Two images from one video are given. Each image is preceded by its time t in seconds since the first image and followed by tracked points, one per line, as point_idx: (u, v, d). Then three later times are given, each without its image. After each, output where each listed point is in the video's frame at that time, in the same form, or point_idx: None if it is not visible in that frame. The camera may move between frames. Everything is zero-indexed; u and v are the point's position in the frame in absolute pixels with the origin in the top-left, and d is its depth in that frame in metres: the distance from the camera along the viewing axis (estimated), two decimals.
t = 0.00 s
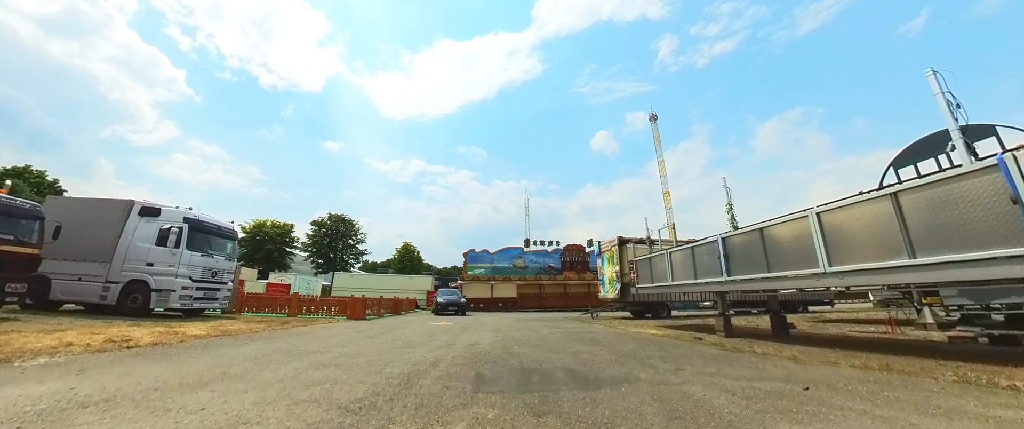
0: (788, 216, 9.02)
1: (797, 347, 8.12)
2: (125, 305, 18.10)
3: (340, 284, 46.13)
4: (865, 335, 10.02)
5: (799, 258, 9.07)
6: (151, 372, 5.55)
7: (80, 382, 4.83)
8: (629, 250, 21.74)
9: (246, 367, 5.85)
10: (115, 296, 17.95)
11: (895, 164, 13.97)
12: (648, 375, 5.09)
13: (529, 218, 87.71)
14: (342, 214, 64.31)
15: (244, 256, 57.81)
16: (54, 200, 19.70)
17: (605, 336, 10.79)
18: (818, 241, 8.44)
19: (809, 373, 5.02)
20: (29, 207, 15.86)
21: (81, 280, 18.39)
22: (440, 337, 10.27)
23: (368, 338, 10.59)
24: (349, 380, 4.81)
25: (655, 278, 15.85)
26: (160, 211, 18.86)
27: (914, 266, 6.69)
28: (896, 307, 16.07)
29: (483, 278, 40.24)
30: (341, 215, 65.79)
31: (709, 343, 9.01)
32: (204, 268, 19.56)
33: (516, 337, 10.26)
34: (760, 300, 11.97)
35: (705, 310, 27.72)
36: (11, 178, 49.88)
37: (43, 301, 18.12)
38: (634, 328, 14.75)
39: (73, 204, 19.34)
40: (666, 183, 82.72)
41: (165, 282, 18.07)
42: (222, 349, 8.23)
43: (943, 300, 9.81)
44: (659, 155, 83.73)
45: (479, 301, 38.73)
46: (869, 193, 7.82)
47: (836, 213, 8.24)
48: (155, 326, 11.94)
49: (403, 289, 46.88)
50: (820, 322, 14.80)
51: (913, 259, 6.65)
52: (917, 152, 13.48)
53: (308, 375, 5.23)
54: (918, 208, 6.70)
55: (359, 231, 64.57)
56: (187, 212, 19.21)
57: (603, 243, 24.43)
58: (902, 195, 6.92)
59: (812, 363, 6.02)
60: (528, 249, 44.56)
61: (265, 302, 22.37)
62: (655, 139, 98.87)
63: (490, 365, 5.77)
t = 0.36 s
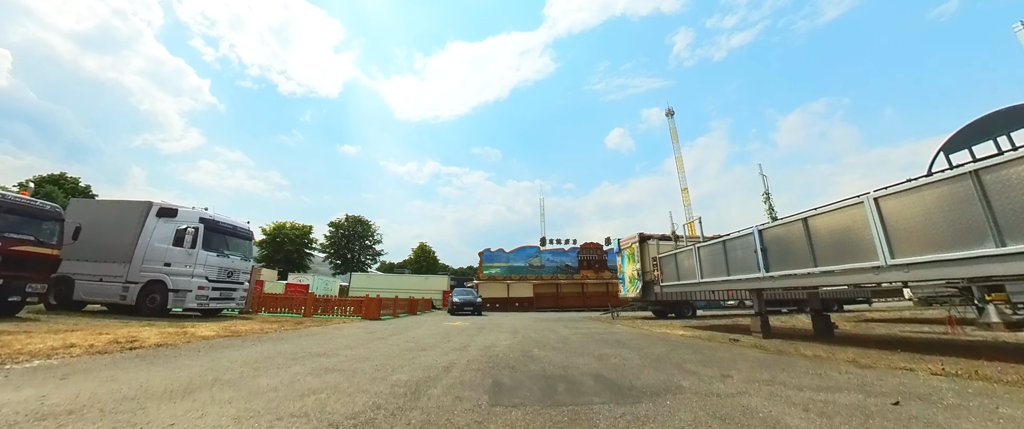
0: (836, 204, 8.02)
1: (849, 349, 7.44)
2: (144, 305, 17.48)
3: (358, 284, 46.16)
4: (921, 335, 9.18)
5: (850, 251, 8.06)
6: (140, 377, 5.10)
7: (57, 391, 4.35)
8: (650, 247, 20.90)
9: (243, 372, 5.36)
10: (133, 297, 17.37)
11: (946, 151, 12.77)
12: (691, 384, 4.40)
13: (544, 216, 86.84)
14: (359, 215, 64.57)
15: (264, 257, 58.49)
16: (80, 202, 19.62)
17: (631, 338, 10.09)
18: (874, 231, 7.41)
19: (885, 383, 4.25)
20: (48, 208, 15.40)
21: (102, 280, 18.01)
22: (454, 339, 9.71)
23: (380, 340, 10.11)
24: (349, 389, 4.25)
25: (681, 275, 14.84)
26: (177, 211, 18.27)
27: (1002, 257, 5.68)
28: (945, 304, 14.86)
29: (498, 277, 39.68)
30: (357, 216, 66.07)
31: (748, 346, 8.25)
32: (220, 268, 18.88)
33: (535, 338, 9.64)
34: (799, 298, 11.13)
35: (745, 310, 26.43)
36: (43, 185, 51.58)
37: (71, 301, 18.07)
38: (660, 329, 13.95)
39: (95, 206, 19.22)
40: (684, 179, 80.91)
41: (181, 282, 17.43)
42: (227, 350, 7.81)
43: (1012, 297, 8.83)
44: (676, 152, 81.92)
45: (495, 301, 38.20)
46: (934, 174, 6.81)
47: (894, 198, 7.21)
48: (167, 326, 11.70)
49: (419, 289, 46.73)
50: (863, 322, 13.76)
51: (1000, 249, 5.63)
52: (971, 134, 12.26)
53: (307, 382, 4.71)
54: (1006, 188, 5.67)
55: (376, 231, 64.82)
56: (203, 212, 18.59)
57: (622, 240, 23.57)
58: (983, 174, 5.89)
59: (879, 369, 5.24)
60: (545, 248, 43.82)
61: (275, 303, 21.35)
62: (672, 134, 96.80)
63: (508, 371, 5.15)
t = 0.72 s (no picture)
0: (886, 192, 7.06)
1: (901, 353, 6.76)
2: (156, 306, 16.64)
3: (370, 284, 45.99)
4: (975, 338, 8.41)
5: (906, 241, 7.04)
6: (118, 381, 4.60)
7: (19, 399, 3.84)
8: (668, 245, 20.08)
9: (232, 377, 4.85)
10: (145, 296, 16.60)
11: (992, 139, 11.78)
12: (740, 398, 3.76)
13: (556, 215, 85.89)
14: (371, 215, 64.60)
15: (279, 257, 58.91)
16: (93, 202, 19.08)
17: (654, 339, 9.45)
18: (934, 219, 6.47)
19: (977, 400, 3.55)
20: (60, 208, 14.89)
21: (114, 280, 17.28)
22: (465, 340, 9.15)
23: (387, 341, 9.60)
24: (343, 400, 3.69)
25: (705, 273, 13.84)
26: (188, 211, 17.29)
27: None
28: (990, 303, 13.86)
29: (510, 277, 39.08)
30: (369, 217, 66.09)
31: (788, 350, 7.55)
32: (231, 268, 17.73)
33: (551, 340, 9.05)
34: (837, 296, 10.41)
35: (772, 310, 25.34)
36: (69, 189, 52.87)
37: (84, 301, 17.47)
38: (681, 330, 13.22)
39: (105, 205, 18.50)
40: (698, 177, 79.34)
41: (192, 282, 16.39)
42: (228, 350, 7.38)
43: None
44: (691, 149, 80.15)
45: (508, 301, 37.66)
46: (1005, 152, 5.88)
47: (956, 181, 6.27)
48: (173, 325, 11.39)
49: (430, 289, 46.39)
50: (902, 322, 12.88)
51: None
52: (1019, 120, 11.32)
53: (299, 390, 4.18)
54: None
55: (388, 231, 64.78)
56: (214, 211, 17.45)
57: (638, 238, 22.80)
58: None
59: (958, 379, 4.53)
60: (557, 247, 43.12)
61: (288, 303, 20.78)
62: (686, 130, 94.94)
63: (525, 379, 4.56)
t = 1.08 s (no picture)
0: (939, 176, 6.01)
1: (957, 359, 6.03)
2: (157, 306, 15.86)
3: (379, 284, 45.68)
4: None
5: (969, 229, 5.93)
6: (72, 392, 4.05)
7: None
8: (682, 242, 19.32)
9: (201, 387, 4.28)
10: (148, 297, 15.79)
11: None
12: (792, 419, 3.10)
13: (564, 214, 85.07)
14: (380, 215, 64.39)
15: (288, 258, 59.08)
16: (96, 202, 18.29)
17: (674, 342, 8.77)
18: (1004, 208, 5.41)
19: None
20: (60, 206, 14.51)
21: (116, 280, 16.49)
22: (470, 343, 8.55)
23: (388, 344, 9.05)
24: (314, 420, 3.10)
25: (725, 272, 12.79)
26: (190, 210, 16.66)
27: None
28: None
29: (519, 277, 38.49)
30: (377, 217, 65.87)
31: (826, 354, 6.84)
32: (233, 268, 16.95)
33: (562, 343, 8.42)
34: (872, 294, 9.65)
35: (791, 310, 24.42)
36: (83, 192, 53.55)
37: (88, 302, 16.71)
38: (700, 331, 12.51)
39: (106, 205, 17.79)
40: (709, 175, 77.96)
41: (193, 283, 15.66)
42: (215, 354, 6.86)
43: None
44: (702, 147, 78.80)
45: (516, 301, 37.07)
46: None
47: None
48: (169, 325, 10.98)
49: (438, 289, 46.03)
50: (937, 323, 12.05)
51: None
52: None
53: (269, 405, 3.60)
54: None
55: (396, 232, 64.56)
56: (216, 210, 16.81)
57: (650, 235, 22.07)
58: None
59: None
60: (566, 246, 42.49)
61: (292, 304, 20.10)
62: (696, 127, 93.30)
63: (533, 392, 3.94)
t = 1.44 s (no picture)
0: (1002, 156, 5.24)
1: (1018, 364, 5.35)
2: (153, 306, 15.10)
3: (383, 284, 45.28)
4: None
5: None
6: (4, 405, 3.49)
7: None
8: (693, 239, 18.67)
9: (155, 399, 3.70)
10: (144, 297, 15.05)
11: None
12: None
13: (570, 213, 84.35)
14: (385, 215, 64.00)
15: (294, 258, 58.96)
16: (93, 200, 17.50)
17: (693, 344, 8.12)
18: None
19: None
20: (50, 204, 14.03)
21: (113, 279, 15.78)
22: (472, 345, 7.96)
23: (384, 346, 8.47)
24: None
25: (743, 270, 11.94)
26: (187, 207, 15.82)
27: None
28: None
29: (524, 276, 37.87)
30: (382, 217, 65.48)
31: (865, 358, 6.17)
32: (231, 266, 16.03)
33: (571, 345, 7.81)
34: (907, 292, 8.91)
35: (807, 310, 23.69)
36: (91, 192, 53.72)
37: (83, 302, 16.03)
38: (716, 332, 11.84)
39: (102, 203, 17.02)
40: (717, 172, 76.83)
41: (189, 282, 14.83)
42: (196, 356, 6.31)
43: None
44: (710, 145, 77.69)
45: (522, 301, 36.45)
46: None
47: None
48: (159, 324, 10.47)
49: (443, 289, 45.53)
50: (972, 323, 11.28)
51: None
52: None
53: (224, 422, 3.01)
54: None
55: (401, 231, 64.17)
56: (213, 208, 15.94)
57: (660, 233, 21.40)
58: None
59: None
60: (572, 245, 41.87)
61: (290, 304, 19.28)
62: (703, 125, 92.21)
63: (540, 407, 3.32)
